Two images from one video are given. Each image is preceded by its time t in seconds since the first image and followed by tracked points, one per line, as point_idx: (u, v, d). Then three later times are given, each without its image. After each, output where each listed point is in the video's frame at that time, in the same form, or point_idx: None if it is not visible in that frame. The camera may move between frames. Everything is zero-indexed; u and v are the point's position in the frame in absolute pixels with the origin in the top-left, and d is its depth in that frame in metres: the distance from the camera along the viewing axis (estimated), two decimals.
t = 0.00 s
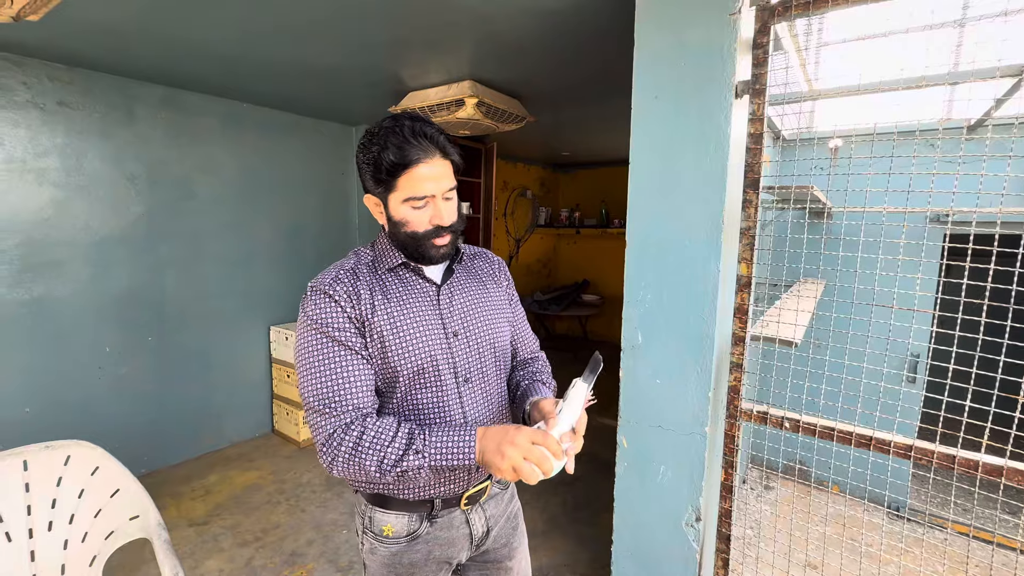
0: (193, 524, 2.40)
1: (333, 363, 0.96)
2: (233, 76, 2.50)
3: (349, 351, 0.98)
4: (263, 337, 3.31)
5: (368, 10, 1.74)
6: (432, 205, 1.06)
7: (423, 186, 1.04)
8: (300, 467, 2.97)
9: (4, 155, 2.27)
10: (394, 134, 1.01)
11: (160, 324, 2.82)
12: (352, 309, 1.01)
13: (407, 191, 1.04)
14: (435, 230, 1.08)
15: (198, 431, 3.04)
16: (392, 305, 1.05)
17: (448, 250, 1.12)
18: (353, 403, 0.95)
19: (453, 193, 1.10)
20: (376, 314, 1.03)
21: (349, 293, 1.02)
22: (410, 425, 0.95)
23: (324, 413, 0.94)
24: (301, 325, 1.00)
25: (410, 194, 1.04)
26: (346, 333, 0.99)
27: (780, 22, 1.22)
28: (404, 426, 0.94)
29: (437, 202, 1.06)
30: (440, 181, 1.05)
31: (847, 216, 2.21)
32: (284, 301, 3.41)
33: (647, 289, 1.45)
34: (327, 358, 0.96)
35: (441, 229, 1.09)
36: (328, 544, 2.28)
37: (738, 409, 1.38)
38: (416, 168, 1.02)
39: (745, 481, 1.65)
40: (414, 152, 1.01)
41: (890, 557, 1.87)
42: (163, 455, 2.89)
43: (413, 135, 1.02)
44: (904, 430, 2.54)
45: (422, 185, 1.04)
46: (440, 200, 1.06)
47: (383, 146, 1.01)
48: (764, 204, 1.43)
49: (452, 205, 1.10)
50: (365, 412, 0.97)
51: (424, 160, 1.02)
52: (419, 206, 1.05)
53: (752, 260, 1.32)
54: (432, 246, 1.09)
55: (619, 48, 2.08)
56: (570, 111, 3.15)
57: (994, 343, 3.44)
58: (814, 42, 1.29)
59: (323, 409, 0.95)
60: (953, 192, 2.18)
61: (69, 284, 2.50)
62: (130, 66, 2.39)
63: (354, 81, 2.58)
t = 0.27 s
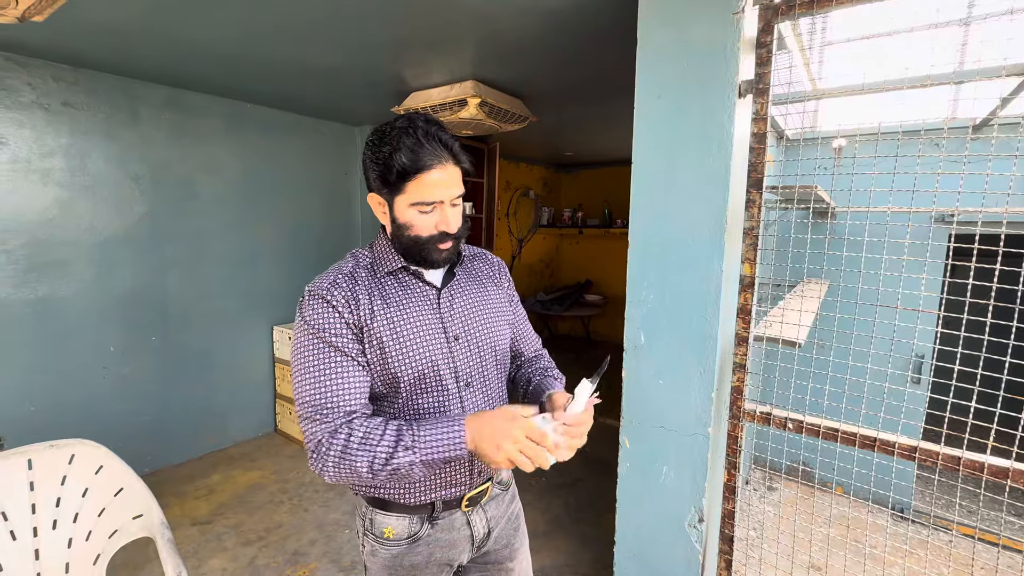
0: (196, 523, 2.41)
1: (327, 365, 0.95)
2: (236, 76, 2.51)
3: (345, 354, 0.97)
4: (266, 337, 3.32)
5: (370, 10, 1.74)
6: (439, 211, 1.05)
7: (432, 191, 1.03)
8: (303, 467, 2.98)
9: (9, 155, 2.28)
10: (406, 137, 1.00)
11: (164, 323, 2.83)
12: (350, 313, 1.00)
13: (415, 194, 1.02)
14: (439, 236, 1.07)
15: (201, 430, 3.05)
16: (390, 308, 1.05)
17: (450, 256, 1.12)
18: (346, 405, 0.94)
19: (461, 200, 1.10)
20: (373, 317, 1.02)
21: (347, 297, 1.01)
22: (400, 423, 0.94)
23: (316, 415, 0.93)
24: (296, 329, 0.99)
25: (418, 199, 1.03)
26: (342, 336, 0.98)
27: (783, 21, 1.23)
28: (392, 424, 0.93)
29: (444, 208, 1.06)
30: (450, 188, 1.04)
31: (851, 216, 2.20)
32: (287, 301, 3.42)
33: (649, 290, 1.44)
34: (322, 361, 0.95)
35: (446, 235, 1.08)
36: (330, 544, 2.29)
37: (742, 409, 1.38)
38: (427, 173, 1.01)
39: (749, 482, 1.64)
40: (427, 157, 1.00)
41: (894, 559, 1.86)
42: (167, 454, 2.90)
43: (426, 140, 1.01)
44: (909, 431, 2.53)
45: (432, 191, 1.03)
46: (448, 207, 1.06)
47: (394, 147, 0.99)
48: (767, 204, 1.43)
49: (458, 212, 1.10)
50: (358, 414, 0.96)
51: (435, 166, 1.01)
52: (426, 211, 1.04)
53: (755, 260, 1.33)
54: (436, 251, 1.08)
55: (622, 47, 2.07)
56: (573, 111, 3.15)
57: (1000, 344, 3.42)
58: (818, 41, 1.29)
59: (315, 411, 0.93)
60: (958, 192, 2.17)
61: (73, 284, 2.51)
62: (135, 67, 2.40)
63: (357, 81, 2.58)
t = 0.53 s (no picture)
0: (198, 522, 2.41)
1: (327, 365, 0.95)
2: (238, 76, 2.51)
3: (345, 355, 0.97)
4: (267, 337, 3.32)
5: (371, 9, 1.74)
6: (443, 216, 1.05)
7: (437, 196, 1.03)
8: (304, 467, 2.98)
9: (11, 155, 2.29)
10: (416, 140, 1.00)
11: (165, 323, 2.83)
12: (351, 313, 1.00)
13: (419, 198, 1.02)
14: (440, 240, 1.07)
15: (203, 430, 3.05)
16: (392, 308, 1.05)
17: (450, 261, 1.11)
18: (345, 405, 0.94)
19: (466, 207, 1.10)
20: (374, 317, 1.02)
21: (349, 297, 1.01)
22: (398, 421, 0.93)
23: (314, 415, 0.93)
24: (298, 329, 0.99)
25: (423, 202, 1.03)
26: (344, 336, 0.98)
27: (785, 21, 1.22)
28: (389, 423, 0.92)
29: (448, 213, 1.06)
30: (455, 194, 1.04)
31: (853, 216, 2.20)
32: (288, 301, 3.42)
33: (650, 290, 1.44)
34: (322, 360, 0.95)
35: (447, 240, 1.08)
36: (331, 544, 2.29)
37: (743, 410, 1.36)
38: (433, 177, 1.01)
39: (750, 482, 1.63)
40: (435, 161, 1.00)
41: (896, 560, 1.86)
42: (168, 454, 2.91)
43: (435, 145, 1.01)
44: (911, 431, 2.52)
45: (438, 195, 1.03)
46: (452, 212, 1.06)
47: (402, 150, 0.99)
48: (768, 204, 1.42)
49: (461, 217, 1.10)
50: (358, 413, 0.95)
51: (443, 172, 1.01)
52: (430, 215, 1.04)
53: (757, 260, 1.32)
54: (436, 255, 1.08)
55: (623, 47, 2.07)
56: (574, 111, 3.15)
57: (1002, 345, 3.41)
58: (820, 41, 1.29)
59: (314, 412, 0.93)
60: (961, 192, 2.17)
61: (75, 283, 2.51)
62: (136, 67, 2.41)
63: (358, 81, 2.58)
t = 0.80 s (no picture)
0: (196, 523, 2.41)
1: (335, 361, 0.94)
2: (237, 76, 2.51)
3: (353, 351, 0.97)
4: (266, 337, 3.32)
5: (371, 9, 1.74)
6: (442, 225, 1.04)
7: (438, 205, 1.02)
8: (303, 467, 2.97)
9: (9, 155, 2.29)
10: (422, 146, 0.98)
11: (164, 323, 2.83)
12: (357, 311, 1.00)
13: (420, 205, 1.01)
14: (438, 248, 1.06)
15: (202, 430, 3.05)
16: (394, 308, 1.05)
17: (446, 267, 1.11)
18: (355, 402, 0.93)
19: (466, 217, 1.09)
20: (378, 315, 1.02)
21: (353, 295, 1.01)
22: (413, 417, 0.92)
23: (322, 411, 0.92)
24: (301, 328, 0.98)
25: (424, 210, 1.02)
26: (350, 334, 0.97)
27: (784, 22, 1.23)
28: (406, 418, 0.91)
29: (448, 223, 1.04)
30: (457, 206, 1.03)
31: (852, 217, 2.20)
32: (287, 301, 3.42)
33: (649, 290, 1.44)
34: (329, 357, 0.95)
35: (445, 249, 1.07)
36: (330, 544, 2.28)
37: (743, 411, 1.36)
38: (437, 187, 0.99)
39: (750, 483, 1.62)
40: (439, 171, 0.98)
41: (895, 560, 1.86)
42: (167, 454, 2.90)
43: (441, 153, 0.99)
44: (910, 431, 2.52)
45: (439, 205, 1.02)
46: (452, 222, 1.05)
47: (407, 155, 0.97)
48: (767, 205, 1.43)
49: (461, 228, 1.09)
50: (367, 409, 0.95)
51: (446, 182, 0.99)
52: (429, 223, 1.03)
53: (757, 261, 1.31)
54: (432, 262, 1.07)
55: (623, 47, 2.07)
56: (574, 112, 3.15)
57: (1001, 345, 3.41)
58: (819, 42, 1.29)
59: (321, 408, 0.92)
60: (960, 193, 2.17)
61: (74, 284, 2.51)
62: (135, 67, 2.40)
63: (357, 82, 2.58)
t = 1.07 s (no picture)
0: (190, 527, 2.39)
1: (335, 363, 0.94)
2: (232, 76, 2.49)
3: (352, 353, 0.96)
4: (261, 339, 3.30)
5: (366, 10, 1.74)
6: (440, 234, 1.04)
7: (437, 215, 1.02)
8: (298, 470, 2.96)
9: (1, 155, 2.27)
10: (424, 154, 0.97)
11: (158, 325, 2.81)
12: (355, 312, 1.00)
13: (419, 213, 1.01)
14: (433, 255, 1.07)
15: (196, 433, 3.03)
16: (392, 310, 1.04)
17: (442, 272, 1.11)
18: (355, 404, 0.92)
19: (465, 225, 1.09)
20: (376, 317, 1.02)
21: (351, 296, 1.01)
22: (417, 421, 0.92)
23: (322, 412, 0.91)
24: (298, 329, 0.98)
25: (423, 219, 1.02)
26: (349, 335, 0.97)
27: (778, 24, 1.21)
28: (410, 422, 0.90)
29: (447, 232, 1.05)
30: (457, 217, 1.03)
31: (846, 218, 2.21)
32: (282, 303, 3.40)
33: (645, 291, 1.44)
34: (328, 357, 0.94)
35: (441, 257, 1.08)
36: (325, 547, 2.27)
37: (738, 412, 1.35)
38: (437, 198, 0.99)
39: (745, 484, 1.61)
40: (440, 182, 0.97)
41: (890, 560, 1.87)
42: (160, 457, 2.88)
43: (444, 162, 0.98)
44: (904, 432, 2.54)
45: (439, 214, 1.01)
46: (450, 232, 1.05)
47: (409, 164, 0.96)
48: (762, 206, 1.43)
49: (459, 236, 1.09)
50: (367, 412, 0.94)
51: (447, 194, 0.99)
52: (426, 231, 1.03)
53: (752, 262, 1.31)
54: (428, 268, 1.08)
55: (619, 49, 2.08)
56: (570, 113, 3.15)
57: (994, 345, 3.44)
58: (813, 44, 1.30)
59: (321, 409, 0.92)
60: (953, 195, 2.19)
61: (66, 285, 2.49)
62: (129, 67, 2.39)
63: (353, 83, 2.57)
